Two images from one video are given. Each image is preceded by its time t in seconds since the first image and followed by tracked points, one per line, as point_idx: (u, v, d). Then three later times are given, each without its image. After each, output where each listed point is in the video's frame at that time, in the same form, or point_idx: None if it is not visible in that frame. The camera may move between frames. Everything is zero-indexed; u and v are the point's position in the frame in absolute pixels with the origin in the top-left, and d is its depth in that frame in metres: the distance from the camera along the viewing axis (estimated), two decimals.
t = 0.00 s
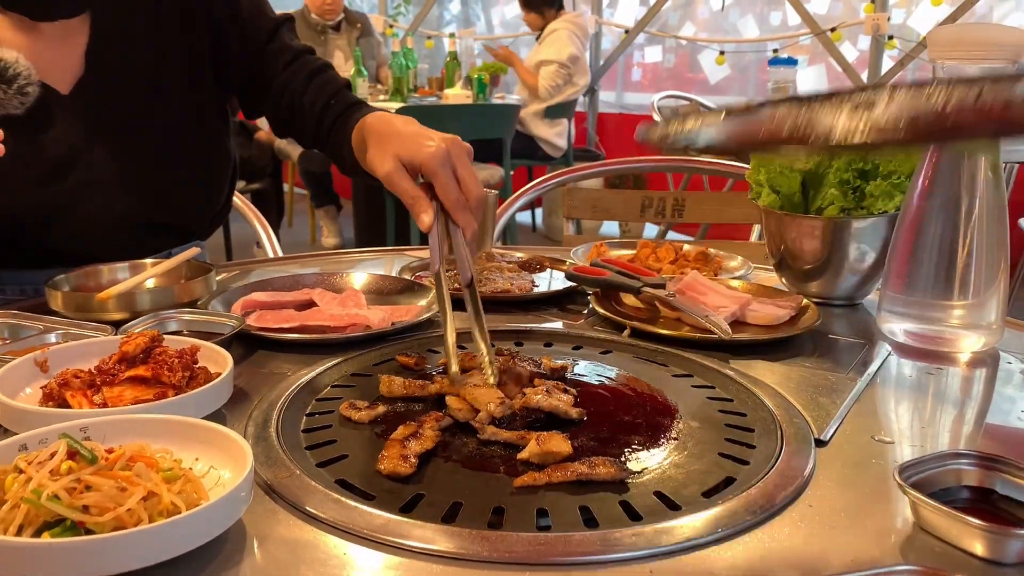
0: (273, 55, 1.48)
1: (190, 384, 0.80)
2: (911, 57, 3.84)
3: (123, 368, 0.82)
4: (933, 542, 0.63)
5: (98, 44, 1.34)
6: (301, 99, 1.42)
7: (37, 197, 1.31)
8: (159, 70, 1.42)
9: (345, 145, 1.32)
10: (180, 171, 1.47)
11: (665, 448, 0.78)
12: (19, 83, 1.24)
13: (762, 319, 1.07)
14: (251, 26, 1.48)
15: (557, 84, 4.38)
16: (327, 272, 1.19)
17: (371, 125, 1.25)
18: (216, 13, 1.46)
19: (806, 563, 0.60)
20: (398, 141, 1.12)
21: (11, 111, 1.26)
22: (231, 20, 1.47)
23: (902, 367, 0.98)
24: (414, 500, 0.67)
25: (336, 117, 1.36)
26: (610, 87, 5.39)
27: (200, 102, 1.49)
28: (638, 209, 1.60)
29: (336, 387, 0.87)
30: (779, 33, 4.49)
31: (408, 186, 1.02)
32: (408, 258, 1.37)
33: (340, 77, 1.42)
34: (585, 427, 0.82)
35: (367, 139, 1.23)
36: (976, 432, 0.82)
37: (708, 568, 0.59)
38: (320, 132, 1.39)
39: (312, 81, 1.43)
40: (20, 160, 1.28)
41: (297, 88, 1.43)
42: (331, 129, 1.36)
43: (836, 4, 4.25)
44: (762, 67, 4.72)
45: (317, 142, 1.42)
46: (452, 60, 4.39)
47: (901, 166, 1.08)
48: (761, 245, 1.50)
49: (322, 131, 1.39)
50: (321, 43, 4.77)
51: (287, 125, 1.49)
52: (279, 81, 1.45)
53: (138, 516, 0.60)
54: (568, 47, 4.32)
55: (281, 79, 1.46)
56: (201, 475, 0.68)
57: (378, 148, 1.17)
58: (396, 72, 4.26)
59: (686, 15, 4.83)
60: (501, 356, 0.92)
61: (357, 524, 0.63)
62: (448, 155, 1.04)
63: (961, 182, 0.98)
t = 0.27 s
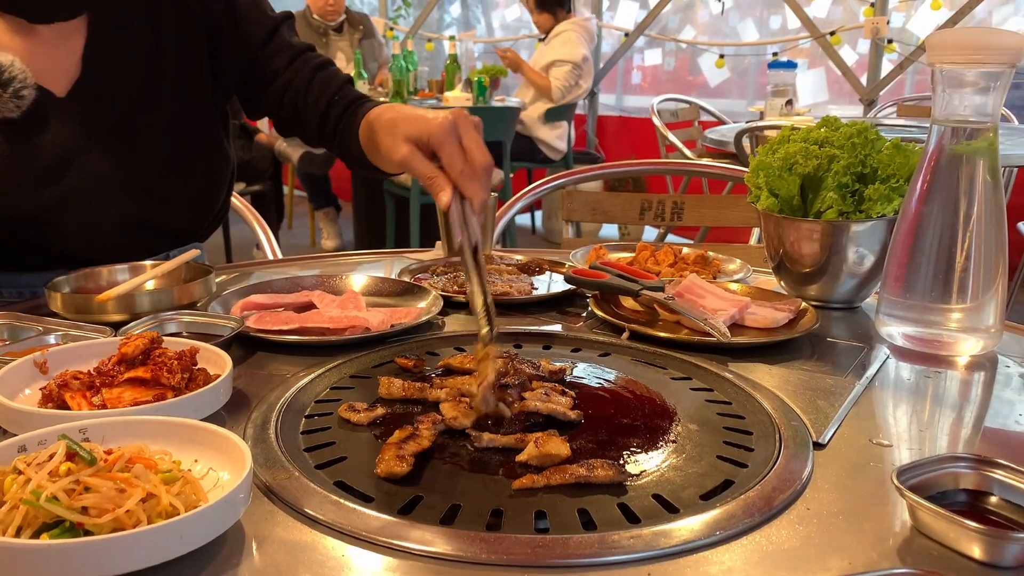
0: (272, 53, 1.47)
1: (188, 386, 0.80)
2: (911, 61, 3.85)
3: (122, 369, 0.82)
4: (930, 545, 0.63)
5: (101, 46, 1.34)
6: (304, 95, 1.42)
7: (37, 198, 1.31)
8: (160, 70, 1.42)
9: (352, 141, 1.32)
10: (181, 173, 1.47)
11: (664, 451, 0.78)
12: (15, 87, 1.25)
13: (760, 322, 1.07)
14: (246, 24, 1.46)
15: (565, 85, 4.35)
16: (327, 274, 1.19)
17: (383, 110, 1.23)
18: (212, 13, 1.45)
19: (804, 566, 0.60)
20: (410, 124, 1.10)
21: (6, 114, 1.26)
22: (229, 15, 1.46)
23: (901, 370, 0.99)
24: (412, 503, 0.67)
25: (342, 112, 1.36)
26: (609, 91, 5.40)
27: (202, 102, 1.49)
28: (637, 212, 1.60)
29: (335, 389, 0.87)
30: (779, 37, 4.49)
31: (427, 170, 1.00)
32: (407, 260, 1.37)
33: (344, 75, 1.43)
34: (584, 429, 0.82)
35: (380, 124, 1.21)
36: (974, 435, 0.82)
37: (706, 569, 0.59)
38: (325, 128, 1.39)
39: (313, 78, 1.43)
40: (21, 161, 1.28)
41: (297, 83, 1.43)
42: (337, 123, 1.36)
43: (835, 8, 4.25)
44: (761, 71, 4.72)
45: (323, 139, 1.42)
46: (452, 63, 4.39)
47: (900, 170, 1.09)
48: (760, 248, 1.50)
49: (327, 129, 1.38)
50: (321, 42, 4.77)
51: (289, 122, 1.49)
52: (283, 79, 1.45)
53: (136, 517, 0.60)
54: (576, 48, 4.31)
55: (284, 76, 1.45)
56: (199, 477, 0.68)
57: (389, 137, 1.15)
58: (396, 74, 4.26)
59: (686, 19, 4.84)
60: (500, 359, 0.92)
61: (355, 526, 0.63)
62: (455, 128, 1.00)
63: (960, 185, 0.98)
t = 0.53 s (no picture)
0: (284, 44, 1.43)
1: (186, 389, 0.80)
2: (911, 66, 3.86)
3: (120, 372, 0.82)
4: (927, 551, 0.63)
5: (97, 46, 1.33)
6: (323, 84, 1.40)
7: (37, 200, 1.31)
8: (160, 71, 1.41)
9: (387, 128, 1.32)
10: (180, 174, 1.47)
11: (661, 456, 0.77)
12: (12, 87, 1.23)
13: (759, 327, 1.07)
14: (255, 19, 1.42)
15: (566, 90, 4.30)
16: (326, 277, 1.19)
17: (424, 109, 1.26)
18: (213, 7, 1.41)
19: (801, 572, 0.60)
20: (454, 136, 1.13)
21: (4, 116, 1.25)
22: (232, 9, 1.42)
23: (899, 376, 0.98)
24: (409, 507, 0.67)
25: (366, 95, 1.36)
26: (610, 94, 5.41)
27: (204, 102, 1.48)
28: (637, 216, 1.59)
29: (334, 392, 0.87)
30: (779, 41, 4.50)
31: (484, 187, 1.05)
32: (406, 262, 1.37)
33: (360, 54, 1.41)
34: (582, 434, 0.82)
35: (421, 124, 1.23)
36: (972, 441, 0.82)
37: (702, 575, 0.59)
38: (349, 112, 1.38)
39: (331, 62, 1.40)
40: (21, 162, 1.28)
41: (315, 72, 1.40)
42: (362, 103, 1.36)
43: (835, 12, 4.26)
44: (762, 75, 4.72)
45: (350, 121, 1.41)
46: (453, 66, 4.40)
47: (899, 175, 1.09)
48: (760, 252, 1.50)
49: (351, 111, 1.38)
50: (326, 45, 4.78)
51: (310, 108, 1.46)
52: (297, 69, 1.41)
53: (132, 521, 0.60)
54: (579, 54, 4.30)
55: (298, 67, 1.42)
56: (196, 480, 0.68)
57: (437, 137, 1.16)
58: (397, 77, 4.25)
59: (686, 23, 4.84)
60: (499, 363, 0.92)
61: (352, 530, 0.63)
62: (510, 126, 1.05)
63: (959, 189, 0.98)
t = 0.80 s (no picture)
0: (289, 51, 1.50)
1: (188, 394, 0.80)
2: (913, 72, 3.86)
3: (122, 376, 0.82)
4: (928, 561, 0.63)
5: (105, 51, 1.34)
6: (321, 94, 1.48)
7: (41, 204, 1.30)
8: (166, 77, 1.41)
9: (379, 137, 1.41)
10: (182, 179, 1.48)
11: (661, 463, 0.78)
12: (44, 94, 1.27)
13: (761, 334, 1.07)
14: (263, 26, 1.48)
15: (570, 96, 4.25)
16: (327, 282, 1.19)
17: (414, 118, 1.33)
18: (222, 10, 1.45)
19: None
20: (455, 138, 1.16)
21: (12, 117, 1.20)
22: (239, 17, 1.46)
23: (900, 385, 0.98)
24: (411, 513, 0.67)
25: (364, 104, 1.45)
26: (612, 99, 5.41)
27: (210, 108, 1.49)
28: (639, 222, 1.59)
29: (335, 398, 0.87)
30: (781, 46, 4.50)
31: (492, 188, 1.06)
32: (407, 267, 1.37)
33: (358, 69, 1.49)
34: (582, 440, 0.82)
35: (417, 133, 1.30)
36: (973, 450, 0.82)
37: None
38: (347, 119, 1.46)
39: (331, 72, 1.49)
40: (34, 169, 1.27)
41: (319, 81, 1.48)
42: (359, 113, 1.45)
43: (837, 18, 4.27)
44: (764, 80, 4.73)
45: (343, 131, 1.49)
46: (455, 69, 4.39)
47: (901, 183, 1.09)
48: (761, 259, 1.50)
49: (348, 121, 1.46)
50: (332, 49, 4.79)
51: (306, 118, 1.54)
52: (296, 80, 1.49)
53: (135, 527, 0.60)
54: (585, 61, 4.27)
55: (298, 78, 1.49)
56: (199, 486, 0.68)
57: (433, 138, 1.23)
58: (400, 83, 4.24)
59: (688, 27, 4.84)
60: (500, 368, 0.92)
61: (354, 537, 0.63)
62: (516, 131, 1.07)
63: (960, 197, 0.98)
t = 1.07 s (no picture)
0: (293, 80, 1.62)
1: (193, 397, 0.80)
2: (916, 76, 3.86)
3: (127, 379, 0.82)
4: (934, 567, 0.63)
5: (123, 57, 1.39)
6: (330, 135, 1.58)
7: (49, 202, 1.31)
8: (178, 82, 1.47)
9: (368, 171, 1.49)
10: (189, 181, 1.49)
11: (666, 468, 0.78)
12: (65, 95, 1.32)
13: (766, 339, 1.07)
14: (267, 48, 1.58)
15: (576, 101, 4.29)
16: (331, 285, 1.18)
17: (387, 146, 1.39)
18: (231, 24, 1.54)
19: None
20: (417, 126, 1.18)
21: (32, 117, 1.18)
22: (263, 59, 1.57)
23: (905, 390, 0.98)
24: (416, 517, 0.67)
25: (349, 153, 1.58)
26: (614, 102, 5.41)
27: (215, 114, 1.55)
28: (642, 225, 1.58)
29: (339, 402, 0.87)
30: (784, 51, 4.51)
31: (440, 166, 1.10)
32: (411, 270, 1.36)
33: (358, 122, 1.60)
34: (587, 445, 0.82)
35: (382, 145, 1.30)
36: (978, 455, 0.82)
37: None
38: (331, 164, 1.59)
39: (327, 119, 1.62)
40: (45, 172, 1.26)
41: (312, 122, 1.61)
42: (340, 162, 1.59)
43: (840, 22, 4.27)
44: (766, 84, 4.73)
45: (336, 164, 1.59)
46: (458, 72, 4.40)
47: (905, 189, 1.09)
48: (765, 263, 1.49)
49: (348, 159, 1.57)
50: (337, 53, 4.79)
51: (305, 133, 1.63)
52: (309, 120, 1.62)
53: (141, 530, 0.60)
54: (593, 68, 4.35)
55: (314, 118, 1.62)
56: (204, 489, 0.68)
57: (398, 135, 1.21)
58: (401, 83, 4.19)
59: (691, 32, 4.85)
60: (505, 373, 0.92)
61: (360, 541, 0.63)
62: (462, 125, 1.12)
63: (965, 203, 0.99)
